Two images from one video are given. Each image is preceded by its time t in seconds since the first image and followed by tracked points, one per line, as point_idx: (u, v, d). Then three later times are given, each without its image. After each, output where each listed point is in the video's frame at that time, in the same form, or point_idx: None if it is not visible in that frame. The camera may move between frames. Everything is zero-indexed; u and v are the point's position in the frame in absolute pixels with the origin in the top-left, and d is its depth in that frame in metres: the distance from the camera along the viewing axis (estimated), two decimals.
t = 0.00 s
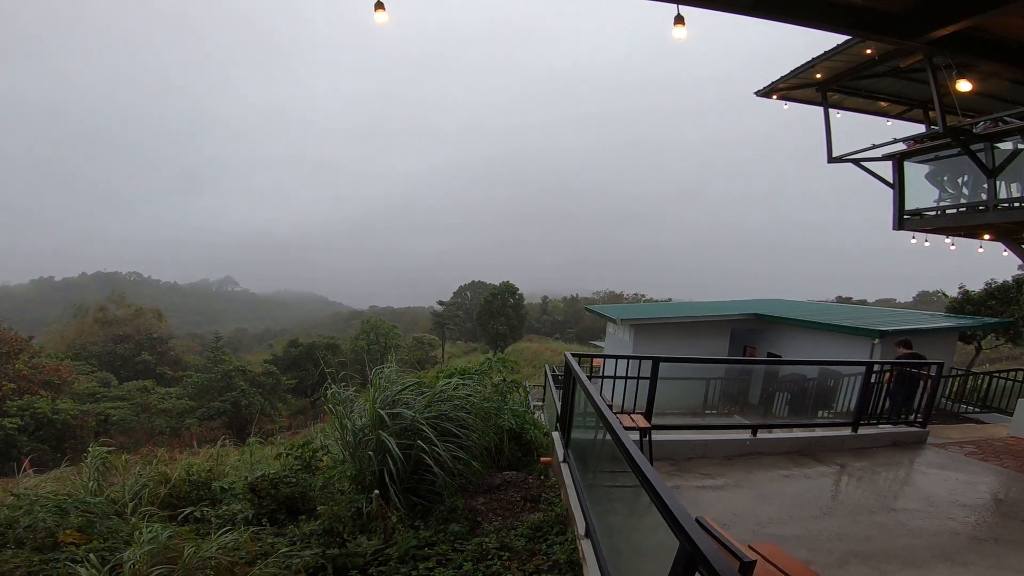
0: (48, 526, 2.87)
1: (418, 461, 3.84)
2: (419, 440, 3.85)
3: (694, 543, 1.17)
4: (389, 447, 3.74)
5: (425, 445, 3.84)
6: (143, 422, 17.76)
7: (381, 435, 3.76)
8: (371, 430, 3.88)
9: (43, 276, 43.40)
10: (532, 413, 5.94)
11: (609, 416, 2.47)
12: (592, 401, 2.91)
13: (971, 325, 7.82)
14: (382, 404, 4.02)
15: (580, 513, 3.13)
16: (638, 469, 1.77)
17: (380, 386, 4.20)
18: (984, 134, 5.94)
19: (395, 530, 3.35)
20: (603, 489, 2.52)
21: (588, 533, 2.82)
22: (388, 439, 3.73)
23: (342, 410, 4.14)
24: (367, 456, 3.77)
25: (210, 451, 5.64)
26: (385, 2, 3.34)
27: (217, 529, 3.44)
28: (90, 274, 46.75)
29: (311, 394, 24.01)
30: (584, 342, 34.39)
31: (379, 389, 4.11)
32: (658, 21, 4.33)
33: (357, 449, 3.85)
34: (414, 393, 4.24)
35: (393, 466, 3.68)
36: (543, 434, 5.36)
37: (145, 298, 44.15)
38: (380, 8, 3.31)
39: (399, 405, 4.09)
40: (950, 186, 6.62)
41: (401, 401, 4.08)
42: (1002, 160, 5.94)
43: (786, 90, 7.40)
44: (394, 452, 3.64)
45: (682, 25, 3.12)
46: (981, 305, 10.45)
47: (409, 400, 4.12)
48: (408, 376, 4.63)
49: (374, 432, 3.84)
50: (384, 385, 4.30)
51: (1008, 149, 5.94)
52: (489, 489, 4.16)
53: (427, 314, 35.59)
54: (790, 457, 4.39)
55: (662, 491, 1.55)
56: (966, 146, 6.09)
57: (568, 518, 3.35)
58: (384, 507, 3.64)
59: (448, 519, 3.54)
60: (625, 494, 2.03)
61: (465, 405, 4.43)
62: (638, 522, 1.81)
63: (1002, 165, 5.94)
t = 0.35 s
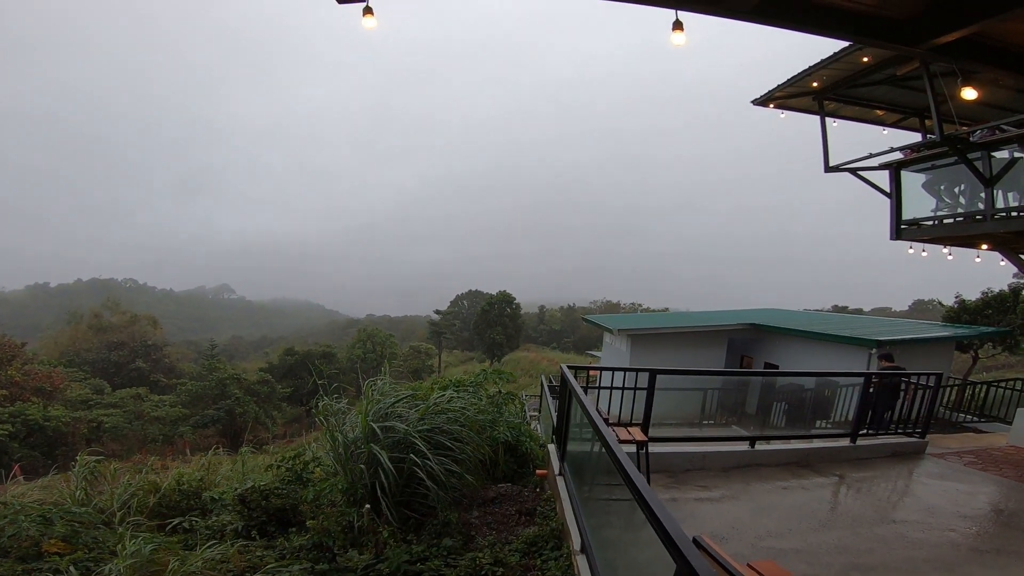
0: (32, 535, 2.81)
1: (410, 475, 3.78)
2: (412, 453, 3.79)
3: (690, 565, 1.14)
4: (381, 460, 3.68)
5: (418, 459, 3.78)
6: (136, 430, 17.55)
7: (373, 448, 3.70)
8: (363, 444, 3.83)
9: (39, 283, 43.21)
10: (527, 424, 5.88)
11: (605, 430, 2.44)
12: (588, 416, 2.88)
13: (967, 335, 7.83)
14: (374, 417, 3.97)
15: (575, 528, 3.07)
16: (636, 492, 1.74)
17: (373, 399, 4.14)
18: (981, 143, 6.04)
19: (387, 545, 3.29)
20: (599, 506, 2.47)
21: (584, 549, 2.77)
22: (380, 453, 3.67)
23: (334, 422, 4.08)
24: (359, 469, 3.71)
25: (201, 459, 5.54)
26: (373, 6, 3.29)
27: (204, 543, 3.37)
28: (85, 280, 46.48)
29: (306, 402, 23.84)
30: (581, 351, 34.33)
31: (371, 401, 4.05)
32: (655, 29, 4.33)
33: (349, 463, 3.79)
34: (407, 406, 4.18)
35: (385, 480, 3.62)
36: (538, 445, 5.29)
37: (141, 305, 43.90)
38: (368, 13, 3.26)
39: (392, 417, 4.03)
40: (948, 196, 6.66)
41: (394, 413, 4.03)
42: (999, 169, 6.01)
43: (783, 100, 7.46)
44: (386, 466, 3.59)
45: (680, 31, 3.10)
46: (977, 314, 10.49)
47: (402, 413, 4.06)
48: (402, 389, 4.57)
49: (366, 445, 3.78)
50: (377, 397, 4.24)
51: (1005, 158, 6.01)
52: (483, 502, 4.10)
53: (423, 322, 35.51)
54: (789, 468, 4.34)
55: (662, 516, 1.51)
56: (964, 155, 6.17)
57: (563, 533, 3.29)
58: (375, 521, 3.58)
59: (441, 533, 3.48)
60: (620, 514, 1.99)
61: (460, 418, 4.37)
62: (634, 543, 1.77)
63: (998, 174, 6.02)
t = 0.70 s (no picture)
0: (9, 542, 2.73)
1: (399, 484, 3.71)
2: (400, 462, 3.72)
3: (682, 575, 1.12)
4: (368, 469, 3.61)
5: (405, 467, 3.71)
6: (120, 437, 17.13)
7: (360, 457, 3.63)
8: (350, 452, 3.75)
9: (22, 288, 42.31)
10: (517, 433, 5.82)
11: (595, 438, 2.43)
12: (578, 424, 2.86)
13: (952, 342, 7.95)
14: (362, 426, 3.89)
15: (565, 538, 3.03)
16: (626, 504, 1.71)
17: (360, 408, 4.06)
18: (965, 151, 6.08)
19: (374, 556, 3.22)
20: (589, 515, 2.43)
21: (574, 559, 2.71)
22: (367, 462, 3.59)
23: (321, 430, 4.01)
24: (345, 478, 3.63)
25: (186, 468, 5.42)
26: (359, 10, 3.30)
27: (185, 554, 3.29)
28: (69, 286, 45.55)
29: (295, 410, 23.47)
30: (572, 359, 34.28)
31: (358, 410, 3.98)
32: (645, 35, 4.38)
33: (335, 471, 3.71)
34: (395, 414, 4.11)
35: (372, 489, 3.55)
36: (528, 454, 5.23)
37: (125, 311, 43.06)
38: (355, 16, 3.26)
39: (380, 426, 3.97)
40: (933, 204, 6.78)
41: (382, 422, 3.95)
42: (983, 177, 6.09)
43: (770, 107, 7.59)
44: (373, 476, 3.51)
45: (670, 35, 3.13)
46: (962, 321, 10.67)
47: (389, 421, 3.99)
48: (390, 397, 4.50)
49: (352, 454, 3.70)
50: (365, 406, 4.17)
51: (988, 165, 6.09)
52: (472, 511, 4.04)
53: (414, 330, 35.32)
54: (779, 475, 4.35)
55: (654, 528, 1.48)
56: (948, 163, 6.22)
57: (554, 542, 3.24)
58: (362, 531, 3.51)
59: (429, 543, 3.41)
60: (610, 524, 1.97)
61: (449, 427, 4.31)
62: (626, 552, 1.73)
63: (983, 181, 6.09)
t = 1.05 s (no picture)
0: None
1: (385, 490, 3.65)
2: (386, 469, 3.65)
3: None
4: (354, 475, 3.54)
5: (392, 473, 3.65)
6: (101, 442, 16.67)
7: (345, 462, 3.56)
8: (336, 458, 3.69)
9: None
10: (505, 439, 5.77)
11: (582, 444, 2.43)
12: (565, 429, 2.86)
13: (933, 346, 8.12)
14: (348, 432, 3.81)
15: (554, 544, 2.99)
16: (614, 508, 1.70)
17: (346, 413, 3.99)
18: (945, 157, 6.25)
19: (360, 563, 3.16)
20: (578, 520, 2.41)
21: (563, 565, 2.68)
22: (353, 468, 3.52)
23: (306, 436, 3.93)
24: (331, 483, 3.57)
25: (168, 473, 5.28)
26: (346, 12, 3.27)
27: (166, 560, 3.22)
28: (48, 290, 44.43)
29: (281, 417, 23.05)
30: (560, 365, 34.27)
31: (345, 415, 3.91)
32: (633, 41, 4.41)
33: (321, 477, 3.64)
34: (382, 421, 4.04)
35: (358, 494, 3.48)
36: (517, 459, 5.20)
37: (106, 315, 42.01)
38: (342, 18, 3.23)
39: (366, 432, 3.90)
40: (914, 211, 6.94)
41: (368, 428, 3.88)
42: (963, 183, 6.26)
43: (756, 114, 7.73)
44: (359, 481, 3.45)
45: (657, 40, 3.13)
46: (943, 326, 10.91)
47: (376, 428, 3.92)
48: (377, 403, 4.42)
49: (338, 460, 3.63)
50: (351, 411, 4.09)
51: (966, 172, 6.28)
52: (460, 517, 3.99)
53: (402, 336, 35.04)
54: (767, 479, 4.37)
55: (641, 531, 1.47)
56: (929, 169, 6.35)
57: (542, 547, 3.20)
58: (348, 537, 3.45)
59: (417, 549, 3.35)
60: (599, 528, 1.96)
61: (436, 433, 4.24)
62: (614, 556, 1.72)
63: (962, 188, 6.26)
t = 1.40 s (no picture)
0: None
1: (372, 494, 3.58)
2: (373, 472, 3.59)
3: None
4: (340, 479, 3.47)
5: (379, 477, 3.58)
6: (83, 447, 16.21)
7: (331, 466, 3.48)
8: (322, 461, 3.62)
9: None
10: (493, 441, 5.71)
11: (570, 446, 2.40)
12: (554, 430, 2.82)
13: (915, 346, 8.27)
14: (333, 434, 3.74)
15: (543, 545, 2.97)
16: (601, 510, 1.69)
17: (331, 417, 3.90)
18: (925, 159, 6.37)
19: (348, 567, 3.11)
20: (566, 523, 2.39)
21: (552, 567, 2.65)
22: (339, 471, 3.44)
23: (291, 440, 3.85)
24: (317, 487, 3.50)
25: (151, 478, 5.15)
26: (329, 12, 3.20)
27: (148, 566, 3.16)
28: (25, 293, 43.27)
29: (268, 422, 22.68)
30: (549, 367, 34.30)
31: (331, 418, 3.83)
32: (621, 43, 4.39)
33: (306, 481, 3.57)
34: (369, 423, 3.97)
35: (345, 498, 3.41)
36: (505, 461, 5.16)
37: (86, 319, 41.04)
38: (324, 18, 3.15)
39: (353, 435, 3.82)
40: (895, 212, 7.07)
41: (355, 430, 3.81)
42: (942, 185, 6.39)
43: (742, 116, 7.83)
44: (346, 485, 3.37)
45: (640, 40, 3.08)
46: (925, 326, 11.12)
47: (362, 430, 3.85)
48: (364, 406, 4.35)
49: (324, 463, 3.56)
50: (337, 414, 4.01)
51: (946, 174, 6.41)
52: (449, 520, 3.95)
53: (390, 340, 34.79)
54: (754, 479, 4.40)
55: (627, 533, 1.47)
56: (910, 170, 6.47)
57: (532, 549, 3.16)
58: (334, 541, 3.41)
59: (405, 553, 3.32)
60: (587, 533, 1.94)
61: (424, 435, 4.18)
62: (601, 557, 1.72)
63: (942, 189, 6.39)
